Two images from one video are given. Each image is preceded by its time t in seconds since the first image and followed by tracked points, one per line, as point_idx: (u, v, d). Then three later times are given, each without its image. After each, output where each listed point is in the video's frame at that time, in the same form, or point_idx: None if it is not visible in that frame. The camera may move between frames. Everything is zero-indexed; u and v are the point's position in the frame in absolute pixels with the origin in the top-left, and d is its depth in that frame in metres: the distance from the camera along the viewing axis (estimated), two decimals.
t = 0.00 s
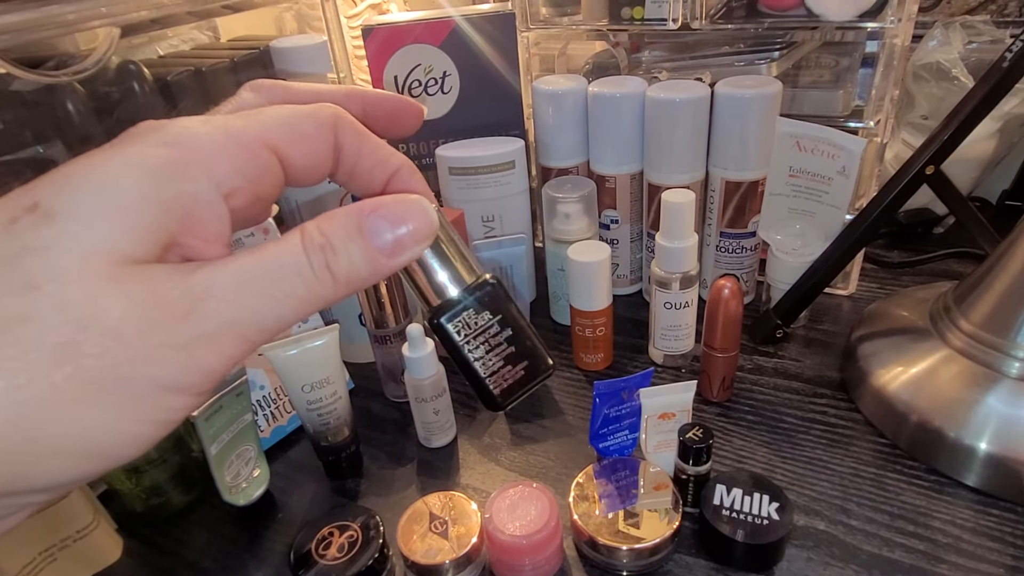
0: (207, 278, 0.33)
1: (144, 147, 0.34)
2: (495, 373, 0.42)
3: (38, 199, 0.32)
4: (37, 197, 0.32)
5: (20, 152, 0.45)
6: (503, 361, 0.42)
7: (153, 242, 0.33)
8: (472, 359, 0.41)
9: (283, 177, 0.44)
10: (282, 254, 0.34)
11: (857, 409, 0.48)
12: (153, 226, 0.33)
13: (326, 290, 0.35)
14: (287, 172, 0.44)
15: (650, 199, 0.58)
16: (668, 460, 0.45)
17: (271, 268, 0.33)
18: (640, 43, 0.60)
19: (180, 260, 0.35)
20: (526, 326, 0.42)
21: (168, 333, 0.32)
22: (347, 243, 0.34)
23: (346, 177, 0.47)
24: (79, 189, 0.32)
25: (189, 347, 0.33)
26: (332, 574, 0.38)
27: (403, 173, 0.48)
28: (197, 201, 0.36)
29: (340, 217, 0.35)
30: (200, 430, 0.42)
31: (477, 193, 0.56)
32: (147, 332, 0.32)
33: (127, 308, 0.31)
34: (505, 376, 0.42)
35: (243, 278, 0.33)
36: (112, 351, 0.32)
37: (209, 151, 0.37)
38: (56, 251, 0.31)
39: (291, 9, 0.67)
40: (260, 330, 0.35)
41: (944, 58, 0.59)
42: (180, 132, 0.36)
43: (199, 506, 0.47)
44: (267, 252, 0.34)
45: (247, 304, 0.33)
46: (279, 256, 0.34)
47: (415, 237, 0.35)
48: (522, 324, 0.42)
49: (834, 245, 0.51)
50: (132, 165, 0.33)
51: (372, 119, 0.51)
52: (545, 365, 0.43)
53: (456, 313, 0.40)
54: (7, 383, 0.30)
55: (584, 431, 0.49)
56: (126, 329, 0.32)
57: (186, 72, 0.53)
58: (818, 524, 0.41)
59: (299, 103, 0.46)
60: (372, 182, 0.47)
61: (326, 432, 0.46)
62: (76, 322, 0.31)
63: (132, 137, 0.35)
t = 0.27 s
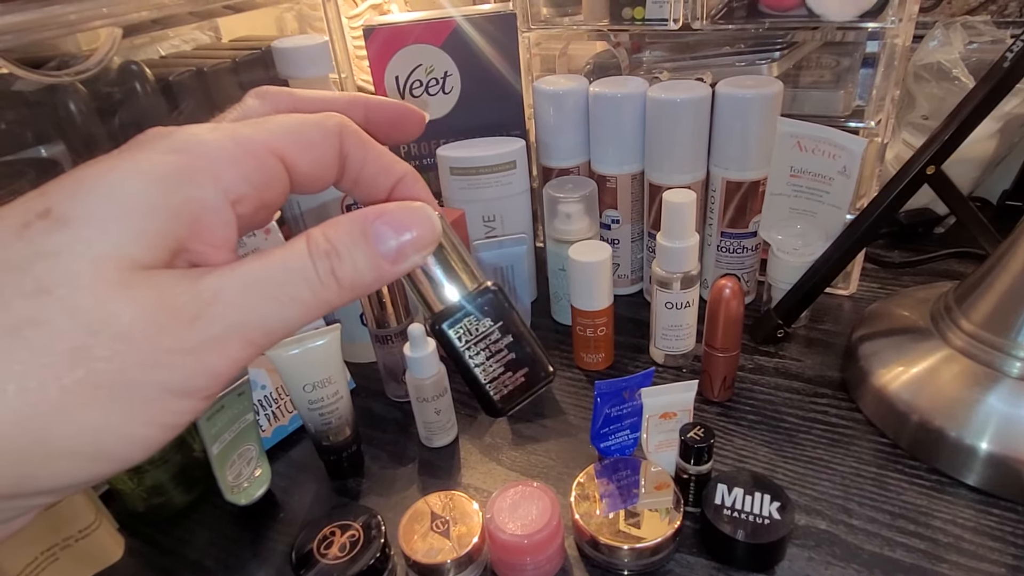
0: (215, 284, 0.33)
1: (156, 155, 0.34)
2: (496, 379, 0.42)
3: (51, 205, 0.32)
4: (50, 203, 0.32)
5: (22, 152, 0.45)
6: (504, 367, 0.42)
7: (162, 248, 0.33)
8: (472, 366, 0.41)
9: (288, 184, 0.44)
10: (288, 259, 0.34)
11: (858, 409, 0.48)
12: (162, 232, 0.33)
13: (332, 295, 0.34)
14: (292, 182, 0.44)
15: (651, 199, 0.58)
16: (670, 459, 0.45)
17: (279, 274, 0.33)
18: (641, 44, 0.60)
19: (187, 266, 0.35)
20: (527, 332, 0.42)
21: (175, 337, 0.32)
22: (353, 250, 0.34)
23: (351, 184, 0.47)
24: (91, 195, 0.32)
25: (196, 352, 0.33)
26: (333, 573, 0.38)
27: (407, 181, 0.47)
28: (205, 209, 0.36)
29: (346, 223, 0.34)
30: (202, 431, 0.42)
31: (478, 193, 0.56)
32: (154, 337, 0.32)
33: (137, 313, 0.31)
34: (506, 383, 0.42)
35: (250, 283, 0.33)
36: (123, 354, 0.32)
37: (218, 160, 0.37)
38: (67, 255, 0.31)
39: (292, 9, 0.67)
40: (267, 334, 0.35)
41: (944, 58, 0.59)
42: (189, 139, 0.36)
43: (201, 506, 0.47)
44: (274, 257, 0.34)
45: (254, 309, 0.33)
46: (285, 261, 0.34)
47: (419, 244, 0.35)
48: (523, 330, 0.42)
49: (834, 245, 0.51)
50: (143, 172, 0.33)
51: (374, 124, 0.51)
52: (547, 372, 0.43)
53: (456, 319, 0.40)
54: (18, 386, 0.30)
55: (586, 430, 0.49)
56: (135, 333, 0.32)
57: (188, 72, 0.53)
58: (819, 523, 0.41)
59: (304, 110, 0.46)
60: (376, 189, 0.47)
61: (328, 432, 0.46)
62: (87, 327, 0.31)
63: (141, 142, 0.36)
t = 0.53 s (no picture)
0: (215, 282, 0.33)
1: (156, 154, 0.34)
2: (496, 377, 0.41)
3: (51, 205, 0.32)
4: (50, 204, 0.32)
5: (22, 153, 0.45)
6: (504, 365, 0.42)
7: (164, 247, 0.33)
8: (472, 362, 0.41)
9: (289, 186, 0.43)
10: (288, 258, 0.34)
11: (857, 408, 0.49)
12: (163, 232, 0.33)
13: (332, 294, 0.34)
14: (294, 181, 0.43)
15: (650, 199, 0.58)
16: (669, 459, 0.45)
17: (279, 272, 0.33)
18: (641, 44, 0.60)
19: (188, 266, 0.34)
20: (527, 330, 0.42)
21: (175, 336, 0.32)
22: (353, 248, 0.34)
23: (351, 186, 0.47)
24: (92, 195, 0.32)
25: (195, 351, 0.33)
26: (333, 573, 0.38)
27: (408, 181, 0.47)
28: (206, 208, 0.35)
29: (345, 221, 0.34)
30: (202, 431, 0.42)
31: (477, 193, 0.56)
32: (155, 336, 0.32)
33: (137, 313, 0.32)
34: (506, 381, 0.42)
35: (251, 282, 0.33)
36: (124, 354, 0.32)
37: (218, 157, 0.36)
38: (69, 255, 0.31)
39: (291, 10, 0.66)
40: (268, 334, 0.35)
41: (943, 58, 0.60)
42: (189, 139, 0.36)
43: (201, 506, 0.47)
44: (274, 256, 0.34)
45: (254, 308, 0.33)
46: (286, 260, 0.34)
47: (419, 241, 0.35)
48: (523, 328, 0.42)
49: (833, 245, 0.51)
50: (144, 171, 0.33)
51: (373, 127, 0.51)
52: (547, 370, 0.43)
53: (456, 316, 0.40)
54: (21, 386, 0.31)
55: (585, 430, 0.49)
56: (136, 333, 0.32)
57: (187, 72, 0.53)
58: (818, 523, 0.41)
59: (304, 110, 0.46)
60: (376, 190, 0.47)
61: (327, 431, 0.46)
62: (87, 327, 0.31)
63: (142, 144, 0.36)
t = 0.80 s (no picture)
0: (226, 295, 0.33)
1: (168, 168, 0.34)
2: (501, 388, 0.42)
3: (64, 220, 0.32)
4: (63, 218, 0.32)
5: (21, 153, 0.46)
6: (509, 376, 0.42)
7: (175, 262, 0.33)
8: (477, 374, 0.41)
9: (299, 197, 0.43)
10: (297, 270, 0.33)
11: (856, 408, 0.49)
12: (176, 246, 0.33)
13: (341, 305, 0.34)
14: (304, 193, 0.43)
15: (650, 199, 0.58)
16: (668, 459, 0.45)
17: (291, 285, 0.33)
18: (640, 44, 0.60)
19: (200, 279, 0.35)
20: (531, 341, 0.43)
21: (187, 351, 0.32)
22: (361, 259, 0.34)
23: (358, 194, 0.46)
24: (105, 210, 0.32)
25: (205, 365, 0.33)
26: (333, 573, 0.38)
27: (413, 193, 0.46)
28: (217, 222, 0.36)
29: (353, 233, 0.34)
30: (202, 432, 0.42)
31: (476, 193, 0.56)
32: (167, 351, 0.32)
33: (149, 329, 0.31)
34: (511, 392, 0.42)
35: (261, 294, 0.33)
36: (136, 370, 0.32)
37: (229, 171, 0.37)
38: (82, 271, 0.31)
39: (290, 11, 0.66)
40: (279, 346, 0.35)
41: (943, 58, 0.60)
42: (200, 152, 0.36)
43: (200, 506, 0.47)
44: (281, 268, 0.34)
45: (265, 320, 0.33)
46: (294, 272, 0.33)
47: (425, 251, 0.35)
48: (526, 340, 0.42)
49: (832, 245, 0.51)
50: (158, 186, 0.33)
51: (382, 136, 0.51)
52: (552, 381, 0.43)
53: (460, 328, 0.40)
54: (34, 402, 0.30)
55: (584, 430, 0.49)
56: (148, 349, 0.32)
57: (186, 72, 0.54)
58: (817, 523, 0.41)
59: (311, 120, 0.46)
60: (383, 201, 0.46)
61: (327, 431, 0.47)
62: (100, 342, 0.31)
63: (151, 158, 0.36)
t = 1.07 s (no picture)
0: (223, 293, 0.33)
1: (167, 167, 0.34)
2: (503, 387, 0.43)
3: (61, 219, 0.32)
4: (59, 218, 0.32)
5: (21, 155, 0.46)
6: (510, 375, 0.43)
7: (171, 262, 0.33)
8: (480, 373, 0.42)
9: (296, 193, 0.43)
10: (295, 268, 0.33)
11: (856, 409, 0.49)
12: (173, 246, 0.33)
13: (341, 303, 0.34)
14: (301, 187, 0.43)
15: (649, 200, 0.58)
16: (668, 460, 0.45)
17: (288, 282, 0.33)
18: (640, 45, 0.60)
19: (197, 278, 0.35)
20: (531, 340, 0.43)
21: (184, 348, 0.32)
22: (360, 256, 0.34)
23: (356, 188, 0.46)
24: (101, 209, 0.32)
25: (204, 366, 0.33)
26: (332, 574, 0.38)
27: (413, 188, 0.46)
28: (215, 222, 0.36)
29: (352, 230, 0.34)
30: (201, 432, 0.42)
31: (476, 194, 0.56)
32: (163, 351, 0.32)
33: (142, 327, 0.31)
34: (511, 391, 0.43)
35: (259, 291, 0.33)
36: (131, 369, 0.32)
37: (227, 169, 0.36)
38: (79, 270, 0.31)
39: (290, 11, 0.66)
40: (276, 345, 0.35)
41: (942, 59, 0.60)
42: (198, 152, 0.36)
43: (200, 506, 0.47)
44: (280, 266, 0.34)
45: (262, 318, 0.33)
46: (293, 270, 0.33)
47: (425, 248, 0.35)
48: (524, 336, 0.43)
49: (832, 246, 0.51)
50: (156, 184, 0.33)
51: (382, 134, 0.51)
52: (550, 380, 0.44)
53: (463, 327, 0.41)
54: (27, 402, 0.30)
55: (584, 431, 0.49)
56: (143, 345, 0.32)
57: (187, 74, 0.54)
58: (817, 524, 0.41)
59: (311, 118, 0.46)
60: (382, 196, 0.46)
61: (326, 432, 0.47)
62: (96, 342, 0.31)
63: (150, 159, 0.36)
